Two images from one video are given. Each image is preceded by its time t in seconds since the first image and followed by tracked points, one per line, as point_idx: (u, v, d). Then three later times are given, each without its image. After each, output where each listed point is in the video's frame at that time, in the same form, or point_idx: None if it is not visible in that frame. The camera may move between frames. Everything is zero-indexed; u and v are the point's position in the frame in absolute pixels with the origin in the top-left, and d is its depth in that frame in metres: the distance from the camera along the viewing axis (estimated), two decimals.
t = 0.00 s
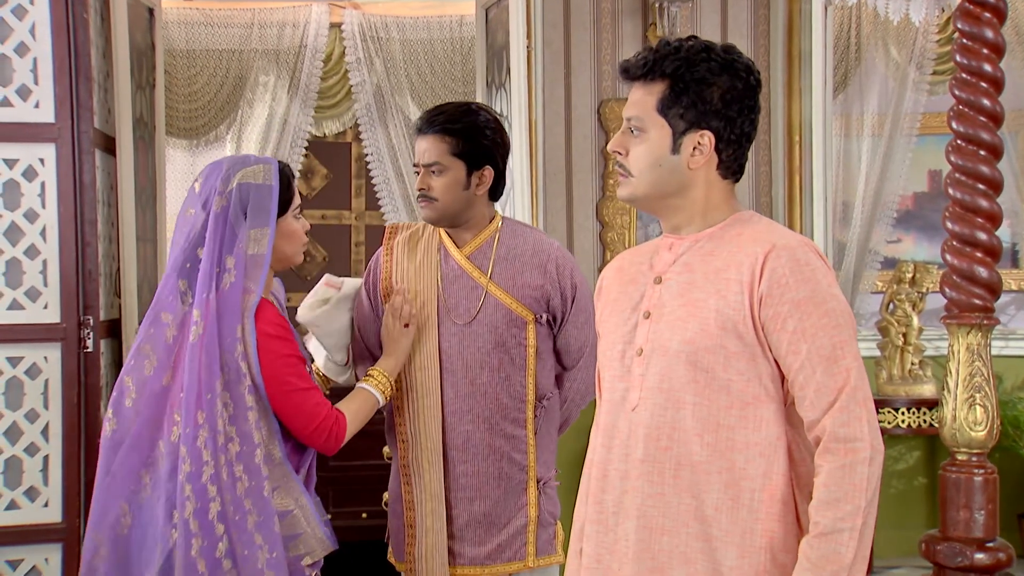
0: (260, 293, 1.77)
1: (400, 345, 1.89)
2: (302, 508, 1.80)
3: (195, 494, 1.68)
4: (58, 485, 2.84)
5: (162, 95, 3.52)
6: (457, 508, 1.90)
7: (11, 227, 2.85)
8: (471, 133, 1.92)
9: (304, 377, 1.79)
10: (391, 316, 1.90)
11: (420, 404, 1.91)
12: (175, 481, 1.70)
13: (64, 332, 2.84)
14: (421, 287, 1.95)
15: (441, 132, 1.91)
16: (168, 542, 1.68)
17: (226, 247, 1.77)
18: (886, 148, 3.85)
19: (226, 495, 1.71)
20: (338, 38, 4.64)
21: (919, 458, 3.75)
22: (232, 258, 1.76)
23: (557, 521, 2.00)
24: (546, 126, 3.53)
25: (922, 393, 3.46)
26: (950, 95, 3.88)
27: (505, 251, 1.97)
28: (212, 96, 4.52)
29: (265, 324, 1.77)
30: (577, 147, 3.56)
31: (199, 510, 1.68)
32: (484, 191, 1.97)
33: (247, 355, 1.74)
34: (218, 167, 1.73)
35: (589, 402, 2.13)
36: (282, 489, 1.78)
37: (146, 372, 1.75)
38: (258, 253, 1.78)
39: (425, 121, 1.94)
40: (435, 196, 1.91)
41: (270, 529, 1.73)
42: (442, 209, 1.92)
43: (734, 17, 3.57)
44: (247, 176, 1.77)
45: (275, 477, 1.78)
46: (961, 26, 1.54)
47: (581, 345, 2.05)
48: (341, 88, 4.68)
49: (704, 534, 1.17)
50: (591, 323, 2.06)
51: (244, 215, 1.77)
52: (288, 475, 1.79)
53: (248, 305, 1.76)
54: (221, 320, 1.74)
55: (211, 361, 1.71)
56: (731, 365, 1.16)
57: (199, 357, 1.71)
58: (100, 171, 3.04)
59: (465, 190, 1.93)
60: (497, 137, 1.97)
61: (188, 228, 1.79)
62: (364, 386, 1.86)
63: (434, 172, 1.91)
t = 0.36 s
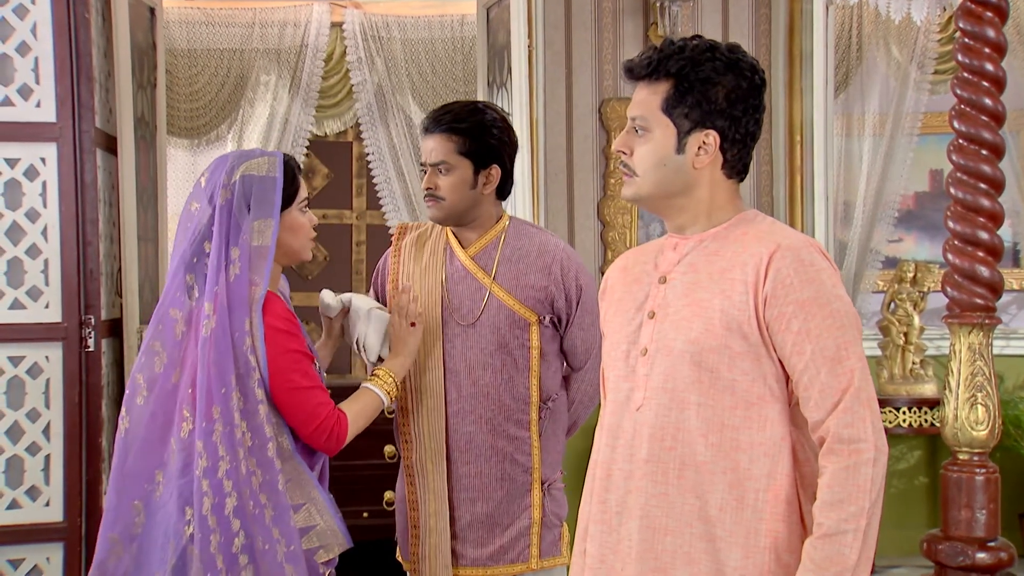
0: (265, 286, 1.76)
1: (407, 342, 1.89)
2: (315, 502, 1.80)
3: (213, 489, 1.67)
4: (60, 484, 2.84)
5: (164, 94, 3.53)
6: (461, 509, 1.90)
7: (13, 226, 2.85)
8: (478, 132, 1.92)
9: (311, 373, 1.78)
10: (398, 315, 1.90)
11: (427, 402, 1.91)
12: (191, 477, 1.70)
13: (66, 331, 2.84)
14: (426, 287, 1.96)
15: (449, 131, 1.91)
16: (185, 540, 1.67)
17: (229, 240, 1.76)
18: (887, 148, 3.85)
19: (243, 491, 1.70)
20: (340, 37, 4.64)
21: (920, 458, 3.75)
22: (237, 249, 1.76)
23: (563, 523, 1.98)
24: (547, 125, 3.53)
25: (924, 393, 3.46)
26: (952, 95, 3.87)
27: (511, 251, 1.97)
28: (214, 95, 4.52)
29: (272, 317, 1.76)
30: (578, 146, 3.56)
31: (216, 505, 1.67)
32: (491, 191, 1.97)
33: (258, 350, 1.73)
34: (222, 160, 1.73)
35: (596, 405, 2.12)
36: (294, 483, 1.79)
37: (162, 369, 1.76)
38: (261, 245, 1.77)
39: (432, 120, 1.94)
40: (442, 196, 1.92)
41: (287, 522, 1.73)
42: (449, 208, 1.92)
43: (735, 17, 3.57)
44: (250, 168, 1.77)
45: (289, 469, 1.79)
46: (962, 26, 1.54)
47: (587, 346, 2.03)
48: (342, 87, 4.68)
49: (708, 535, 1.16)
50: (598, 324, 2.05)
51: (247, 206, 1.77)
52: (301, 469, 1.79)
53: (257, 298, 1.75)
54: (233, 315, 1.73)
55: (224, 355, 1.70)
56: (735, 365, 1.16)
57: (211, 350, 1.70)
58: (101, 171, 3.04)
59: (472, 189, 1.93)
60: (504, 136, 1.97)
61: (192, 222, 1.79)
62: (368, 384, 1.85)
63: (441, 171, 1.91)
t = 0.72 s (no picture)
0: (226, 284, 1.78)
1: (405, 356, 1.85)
2: (293, 495, 1.79)
3: (183, 482, 1.73)
4: (62, 482, 2.84)
5: (166, 93, 3.53)
6: (462, 509, 1.90)
7: (15, 224, 2.85)
8: (487, 129, 1.93)
9: (267, 371, 1.74)
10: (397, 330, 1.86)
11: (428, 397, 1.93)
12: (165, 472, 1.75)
13: (68, 329, 2.84)
14: (430, 288, 1.97)
15: (460, 127, 1.91)
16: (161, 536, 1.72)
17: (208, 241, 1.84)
18: (890, 146, 3.84)
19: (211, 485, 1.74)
20: (342, 36, 4.64)
21: (922, 456, 3.75)
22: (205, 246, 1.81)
23: (569, 523, 1.96)
24: (550, 122, 3.53)
25: (926, 391, 3.45)
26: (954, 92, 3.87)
27: (514, 251, 1.96)
28: (216, 94, 4.53)
29: (234, 313, 1.75)
30: (581, 144, 3.56)
31: (185, 500, 1.72)
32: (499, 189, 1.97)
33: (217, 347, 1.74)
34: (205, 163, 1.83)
35: (605, 409, 2.08)
36: (273, 477, 1.78)
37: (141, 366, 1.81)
38: (224, 242, 1.80)
39: (441, 119, 1.95)
40: (452, 192, 1.92)
41: (254, 518, 1.75)
42: (460, 205, 1.92)
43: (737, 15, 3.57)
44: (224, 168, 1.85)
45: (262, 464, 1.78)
46: (966, 24, 1.53)
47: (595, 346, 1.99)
48: (344, 86, 4.68)
49: (713, 533, 1.16)
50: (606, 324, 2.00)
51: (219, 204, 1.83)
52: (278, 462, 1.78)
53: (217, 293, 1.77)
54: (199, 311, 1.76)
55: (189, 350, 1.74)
56: (742, 364, 1.16)
57: (180, 346, 1.76)
58: (104, 169, 3.05)
59: (482, 186, 1.93)
60: (511, 133, 1.97)
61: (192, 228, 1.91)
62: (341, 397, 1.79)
63: (452, 167, 1.91)
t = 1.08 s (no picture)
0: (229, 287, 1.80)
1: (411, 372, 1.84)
2: (293, 499, 1.82)
3: (178, 482, 1.77)
4: (63, 481, 2.84)
5: (166, 91, 3.53)
6: (462, 509, 1.91)
7: (16, 223, 2.85)
8: (512, 124, 1.97)
9: (269, 377, 1.74)
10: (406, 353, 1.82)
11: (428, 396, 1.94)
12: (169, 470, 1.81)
13: (70, 328, 2.84)
14: (433, 288, 1.98)
15: (489, 122, 1.94)
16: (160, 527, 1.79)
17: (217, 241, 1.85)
18: (891, 145, 3.84)
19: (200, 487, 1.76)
20: (342, 35, 4.64)
21: (923, 455, 3.75)
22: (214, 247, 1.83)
23: (572, 524, 1.95)
24: (550, 120, 3.53)
25: (927, 390, 3.45)
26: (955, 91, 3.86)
27: (515, 251, 1.96)
28: (216, 93, 4.53)
29: (238, 319, 1.77)
30: (581, 143, 3.56)
31: (182, 499, 1.78)
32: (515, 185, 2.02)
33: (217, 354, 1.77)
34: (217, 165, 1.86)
35: (610, 409, 2.06)
36: (274, 479, 1.82)
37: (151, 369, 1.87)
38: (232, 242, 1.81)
39: (463, 115, 1.95)
40: (489, 184, 1.92)
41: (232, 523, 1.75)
42: (497, 197, 1.93)
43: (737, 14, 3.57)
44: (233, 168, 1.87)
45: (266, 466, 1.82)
46: (968, 22, 1.53)
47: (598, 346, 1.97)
48: (344, 85, 4.67)
49: (715, 533, 1.16)
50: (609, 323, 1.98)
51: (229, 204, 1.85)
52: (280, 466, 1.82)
53: (223, 295, 1.79)
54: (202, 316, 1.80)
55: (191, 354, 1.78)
56: (745, 364, 1.16)
57: (180, 350, 1.80)
58: (105, 168, 3.05)
59: (509, 180, 1.97)
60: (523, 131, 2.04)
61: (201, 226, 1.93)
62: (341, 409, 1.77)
63: (486, 160, 1.92)
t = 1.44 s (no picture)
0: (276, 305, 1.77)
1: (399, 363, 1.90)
2: (325, 500, 1.82)
3: (219, 496, 1.72)
4: (62, 481, 2.83)
5: (165, 91, 3.52)
6: (459, 509, 1.91)
7: (14, 223, 2.85)
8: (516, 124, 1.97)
9: (299, 399, 1.74)
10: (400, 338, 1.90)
11: (430, 397, 1.95)
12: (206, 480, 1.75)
13: (68, 328, 2.84)
14: (433, 287, 1.99)
15: (494, 122, 1.94)
16: (196, 540, 1.74)
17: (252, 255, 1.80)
18: (889, 145, 3.84)
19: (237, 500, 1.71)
20: (342, 34, 4.64)
21: (921, 455, 3.76)
22: (256, 263, 1.80)
23: (571, 524, 1.94)
24: (549, 119, 3.53)
25: (925, 390, 3.45)
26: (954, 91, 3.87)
27: (515, 252, 1.96)
28: (215, 92, 4.53)
29: (284, 335, 1.75)
30: (580, 143, 3.56)
31: (222, 510, 1.73)
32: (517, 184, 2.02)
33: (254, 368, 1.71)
34: (242, 171, 1.76)
35: (612, 411, 2.05)
36: (305, 485, 1.81)
37: (174, 375, 1.79)
38: (278, 259, 1.79)
39: (467, 115, 1.94)
40: (494, 185, 1.92)
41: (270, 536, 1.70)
42: (501, 197, 1.93)
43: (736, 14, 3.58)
44: (270, 182, 1.80)
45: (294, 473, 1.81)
46: (967, 22, 1.53)
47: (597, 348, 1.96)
48: (343, 84, 4.68)
49: (717, 533, 1.16)
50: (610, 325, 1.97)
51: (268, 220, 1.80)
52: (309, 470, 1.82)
53: (268, 314, 1.76)
54: (239, 329, 1.74)
55: (225, 366, 1.72)
56: (748, 364, 1.16)
57: (218, 360, 1.74)
58: (104, 167, 3.05)
59: (513, 180, 1.97)
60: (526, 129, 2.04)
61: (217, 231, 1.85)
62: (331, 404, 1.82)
63: (491, 161, 1.92)
